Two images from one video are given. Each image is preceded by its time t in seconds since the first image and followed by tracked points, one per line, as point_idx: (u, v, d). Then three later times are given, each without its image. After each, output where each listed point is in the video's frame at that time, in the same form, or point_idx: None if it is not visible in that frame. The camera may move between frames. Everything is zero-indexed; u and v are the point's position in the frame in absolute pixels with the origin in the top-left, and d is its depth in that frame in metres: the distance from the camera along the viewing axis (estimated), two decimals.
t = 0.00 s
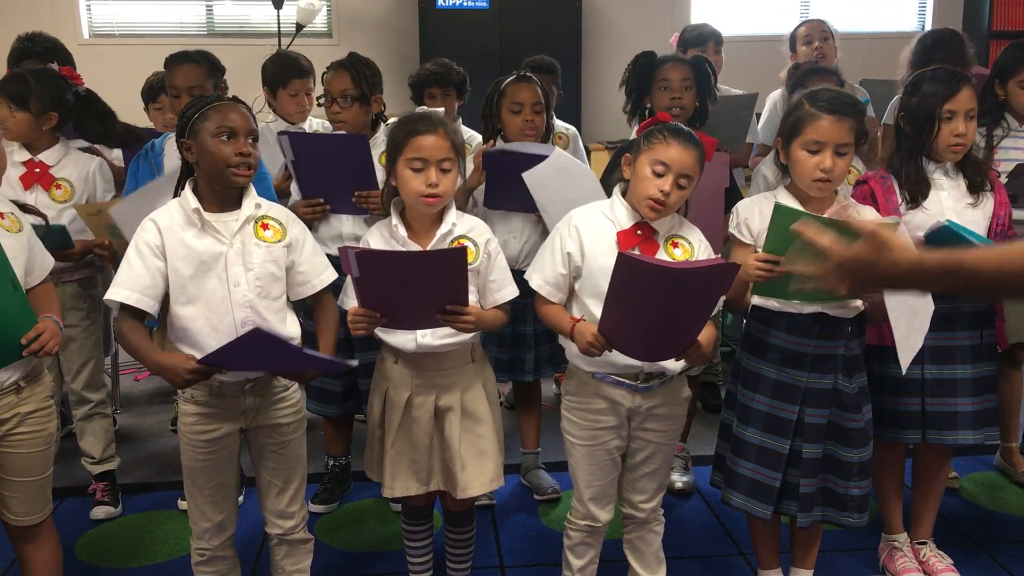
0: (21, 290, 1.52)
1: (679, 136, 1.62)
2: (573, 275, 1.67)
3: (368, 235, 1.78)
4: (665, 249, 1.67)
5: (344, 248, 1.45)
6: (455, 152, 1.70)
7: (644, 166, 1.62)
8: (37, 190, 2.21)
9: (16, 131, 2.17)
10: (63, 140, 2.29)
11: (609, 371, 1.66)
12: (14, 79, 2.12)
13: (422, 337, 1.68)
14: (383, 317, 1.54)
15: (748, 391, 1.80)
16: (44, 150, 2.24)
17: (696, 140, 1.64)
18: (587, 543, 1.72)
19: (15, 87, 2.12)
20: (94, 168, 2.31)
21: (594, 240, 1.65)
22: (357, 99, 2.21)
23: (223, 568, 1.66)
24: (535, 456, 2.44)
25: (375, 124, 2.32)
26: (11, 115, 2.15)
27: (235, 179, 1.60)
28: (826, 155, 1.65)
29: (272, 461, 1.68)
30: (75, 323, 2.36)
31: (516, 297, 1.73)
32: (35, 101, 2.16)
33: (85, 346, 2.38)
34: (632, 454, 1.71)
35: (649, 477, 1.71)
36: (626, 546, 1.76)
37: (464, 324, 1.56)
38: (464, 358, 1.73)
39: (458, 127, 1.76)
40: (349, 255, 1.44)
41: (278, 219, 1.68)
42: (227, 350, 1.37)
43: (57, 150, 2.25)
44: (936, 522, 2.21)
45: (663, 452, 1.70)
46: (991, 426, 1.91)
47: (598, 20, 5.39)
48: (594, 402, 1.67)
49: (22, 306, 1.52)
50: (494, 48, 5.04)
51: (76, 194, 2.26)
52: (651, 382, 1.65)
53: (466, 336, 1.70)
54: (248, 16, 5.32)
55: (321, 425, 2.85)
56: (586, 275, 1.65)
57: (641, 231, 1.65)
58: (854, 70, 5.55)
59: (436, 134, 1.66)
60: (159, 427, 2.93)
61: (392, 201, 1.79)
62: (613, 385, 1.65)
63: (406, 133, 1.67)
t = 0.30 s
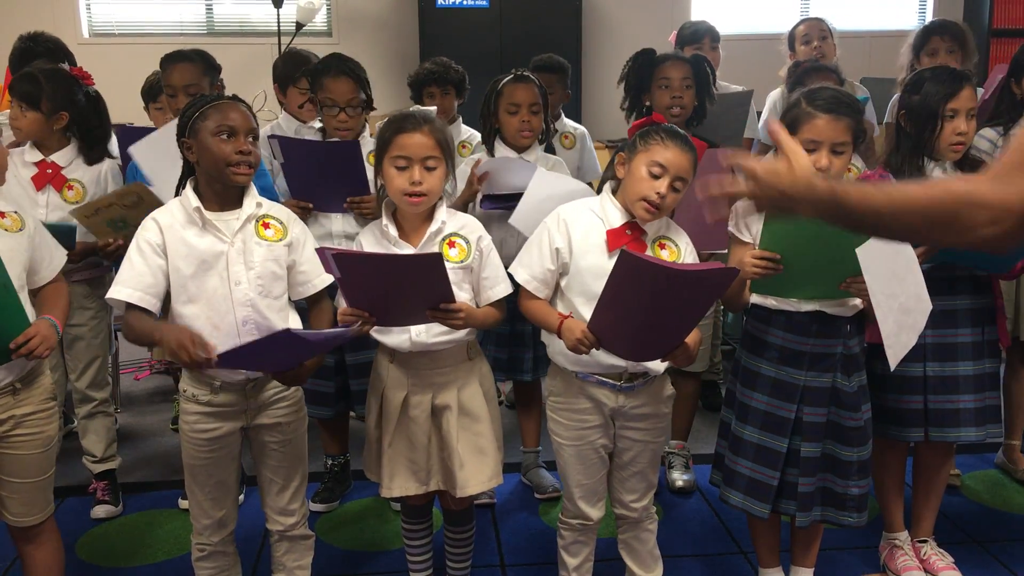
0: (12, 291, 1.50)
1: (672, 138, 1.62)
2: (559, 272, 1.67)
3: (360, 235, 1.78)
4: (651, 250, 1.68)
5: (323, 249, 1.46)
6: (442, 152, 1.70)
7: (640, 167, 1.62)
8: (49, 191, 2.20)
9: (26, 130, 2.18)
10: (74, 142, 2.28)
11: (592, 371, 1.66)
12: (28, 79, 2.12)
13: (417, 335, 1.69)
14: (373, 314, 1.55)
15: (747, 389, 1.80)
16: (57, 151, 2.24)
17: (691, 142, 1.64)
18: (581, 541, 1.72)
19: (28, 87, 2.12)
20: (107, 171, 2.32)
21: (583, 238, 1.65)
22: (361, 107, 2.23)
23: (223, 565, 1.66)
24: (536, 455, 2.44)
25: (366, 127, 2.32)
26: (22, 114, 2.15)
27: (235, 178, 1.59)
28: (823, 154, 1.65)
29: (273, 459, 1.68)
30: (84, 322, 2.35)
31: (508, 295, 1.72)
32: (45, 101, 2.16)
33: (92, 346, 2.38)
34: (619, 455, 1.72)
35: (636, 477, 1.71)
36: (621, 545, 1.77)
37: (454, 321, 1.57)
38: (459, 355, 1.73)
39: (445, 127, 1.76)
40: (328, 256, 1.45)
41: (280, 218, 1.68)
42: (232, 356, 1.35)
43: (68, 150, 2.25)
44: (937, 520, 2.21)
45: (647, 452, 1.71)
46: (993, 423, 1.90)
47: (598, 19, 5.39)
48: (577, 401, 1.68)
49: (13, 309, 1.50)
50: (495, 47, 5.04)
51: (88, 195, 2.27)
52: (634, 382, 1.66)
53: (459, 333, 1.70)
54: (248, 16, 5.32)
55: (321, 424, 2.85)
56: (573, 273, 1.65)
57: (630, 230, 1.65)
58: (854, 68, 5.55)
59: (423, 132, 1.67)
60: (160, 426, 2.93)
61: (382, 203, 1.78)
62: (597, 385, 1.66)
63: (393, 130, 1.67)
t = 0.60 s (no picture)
0: (14, 292, 1.46)
1: (652, 131, 1.62)
2: (557, 277, 1.66)
3: (358, 233, 1.78)
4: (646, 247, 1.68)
5: (318, 253, 1.45)
6: (443, 151, 1.70)
7: (626, 163, 1.62)
8: (46, 193, 2.21)
9: (25, 130, 2.18)
10: (73, 143, 2.28)
11: (597, 372, 1.65)
12: (27, 79, 2.12)
13: (413, 335, 1.67)
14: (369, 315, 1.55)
15: (748, 391, 1.80)
16: (55, 152, 2.24)
17: (675, 135, 1.64)
18: (582, 542, 1.72)
19: (27, 87, 2.12)
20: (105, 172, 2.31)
21: (579, 240, 1.65)
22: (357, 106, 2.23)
23: (223, 567, 1.66)
24: (536, 455, 2.44)
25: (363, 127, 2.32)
26: (20, 115, 2.15)
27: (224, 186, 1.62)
28: (822, 155, 1.65)
29: (272, 461, 1.67)
30: (81, 323, 2.36)
31: (504, 297, 1.72)
32: (43, 102, 2.16)
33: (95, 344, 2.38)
34: (622, 453, 1.72)
35: (639, 475, 1.71)
36: (622, 545, 1.76)
37: (450, 321, 1.56)
38: (455, 355, 1.73)
39: (447, 125, 1.76)
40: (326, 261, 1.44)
41: (279, 218, 1.68)
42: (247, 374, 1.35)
43: (67, 151, 2.25)
44: (937, 520, 2.21)
45: (649, 449, 1.71)
46: (993, 422, 1.90)
47: (597, 18, 5.39)
48: (582, 404, 1.67)
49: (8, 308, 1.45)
50: (495, 47, 5.04)
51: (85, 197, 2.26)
52: (639, 381, 1.66)
53: (456, 334, 1.70)
54: (248, 16, 5.32)
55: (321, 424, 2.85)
56: (572, 276, 1.65)
57: (625, 229, 1.66)
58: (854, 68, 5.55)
59: (425, 131, 1.67)
60: (160, 426, 2.93)
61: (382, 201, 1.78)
62: (601, 386, 1.65)
63: (395, 128, 1.67)
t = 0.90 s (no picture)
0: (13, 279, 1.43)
1: (641, 128, 1.63)
2: (563, 282, 1.66)
3: (360, 232, 1.78)
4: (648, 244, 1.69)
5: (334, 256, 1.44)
6: (450, 152, 1.70)
7: (619, 163, 1.62)
8: (40, 195, 2.21)
9: (21, 134, 2.16)
10: (66, 145, 2.28)
11: (608, 372, 1.65)
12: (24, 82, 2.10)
13: (415, 337, 1.67)
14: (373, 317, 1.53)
15: (751, 393, 1.79)
16: (49, 154, 2.24)
17: (666, 130, 1.65)
18: (585, 542, 1.72)
19: (23, 90, 2.11)
20: (98, 175, 2.32)
21: (581, 243, 1.64)
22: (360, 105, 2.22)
23: (222, 569, 1.66)
24: (535, 456, 2.44)
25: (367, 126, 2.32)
26: (15, 118, 2.13)
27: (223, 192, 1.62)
28: (824, 158, 1.65)
29: (271, 463, 1.68)
30: (73, 328, 2.37)
31: (506, 300, 1.73)
32: (38, 104, 2.15)
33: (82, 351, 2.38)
34: (629, 451, 1.72)
35: (645, 474, 1.72)
36: (624, 546, 1.76)
37: (456, 322, 1.58)
38: (456, 356, 1.74)
39: (451, 127, 1.76)
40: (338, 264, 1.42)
41: (277, 219, 1.69)
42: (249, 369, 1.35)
43: (61, 154, 2.25)
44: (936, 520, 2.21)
45: (649, 451, 1.71)
46: (991, 423, 1.90)
47: (596, 19, 5.40)
48: (594, 405, 1.67)
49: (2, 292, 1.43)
50: (493, 48, 5.04)
51: (79, 200, 2.27)
52: (650, 380, 1.67)
53: (458, 334, 1.70)
54: (247, 17, 5.32)
55: (320, 425, 2.85)
56: (578, 280, 1.64)
57: (627, 228, 1.66)
58: (852, 69, 5.56)
59: (432, 132, 1.67)
60: (159, 428, 2.93)
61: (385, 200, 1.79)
62: (613, 386, 1.66)
63: (401, 129, 1.68)
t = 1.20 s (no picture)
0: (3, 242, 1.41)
1: (646, 127, 1.63)
2: (572, 284, 1.66)
3: (363, 234, 1.76)
4: (657, 243, 1.69)
5: (350, 270, 1.41)
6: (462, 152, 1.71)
7: (624, 167, 1.63)
8: (37, 196, 2.21)
9: (19, 137, 2.16)
10: (62, 146, 2.28)
11: (615, 374, 1.65)
12: (17, 86, 2.09)
13: (420, 340, 1.68)
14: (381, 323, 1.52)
15: (751, 396, 1.79)
16: (44, 155, 2.24)
17: (665, 128, 1.66)
18: (587, 544, 1.72)
19: (19, 93, 2.10)
20: (93, 174, 2.31)
21: (591, 244, 1.64)
22: (359, 109, 2.22)
23: (220, 572, 1.66)
24: (534, 458, 2.45)
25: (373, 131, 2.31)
26: (12, 122, 2.13)
27: (235, 188, 1.61)
28: (825, 162, 1.66)
29: (265, 465, 1.67)
30: (68, 332, 2.37)
31: (510, 303, 1.74)
32: (34, 107, 2.14)
33: (77, 353, 2.39)
34: (634, 453, 1.72)
35: (649, 475, 1.72)
36: (625, 547, 1.76)
37: (467, 328, 1.57)
38: (459, 358, 1.73)
39: (457, 128, 1.76)
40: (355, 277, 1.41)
41: (274, 221, 1.68)
42: (235, 370, 1.33)
43: (57, 155, 2.25)
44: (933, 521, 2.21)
45: (653, 453, 1.71)
46: (988, 425, 1.91)
47: (593, 21, 5.40)
48: (601, 407, 1.67)
49: None
50: (492, 50, 5.04)
51: (75, 199, 2.27)
52: (657, 381, 1.67)
53: (459, 339, 1.71)
54: (244, 18, 5.32)
55: (318, 427, 2.85)
56: (588, 281, 1.64)
57: (635, 229, 1.66)
58: (851, 71, 5.57)
59: (444, 133, 1.68)
60: (156, 430, 2.92)
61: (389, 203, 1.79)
62: (621, 388, 1.65)
63: (408, 134, 1.68)
